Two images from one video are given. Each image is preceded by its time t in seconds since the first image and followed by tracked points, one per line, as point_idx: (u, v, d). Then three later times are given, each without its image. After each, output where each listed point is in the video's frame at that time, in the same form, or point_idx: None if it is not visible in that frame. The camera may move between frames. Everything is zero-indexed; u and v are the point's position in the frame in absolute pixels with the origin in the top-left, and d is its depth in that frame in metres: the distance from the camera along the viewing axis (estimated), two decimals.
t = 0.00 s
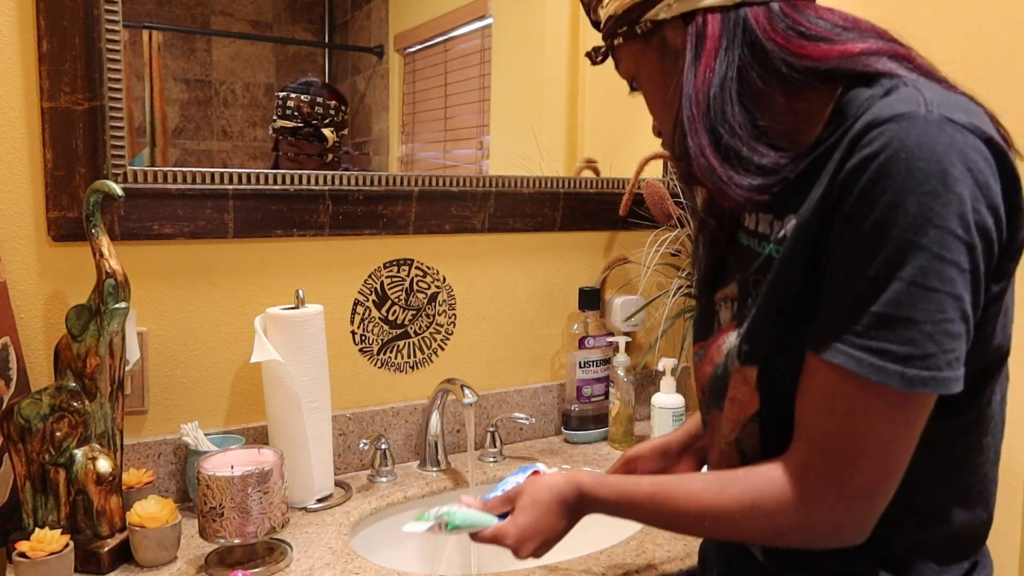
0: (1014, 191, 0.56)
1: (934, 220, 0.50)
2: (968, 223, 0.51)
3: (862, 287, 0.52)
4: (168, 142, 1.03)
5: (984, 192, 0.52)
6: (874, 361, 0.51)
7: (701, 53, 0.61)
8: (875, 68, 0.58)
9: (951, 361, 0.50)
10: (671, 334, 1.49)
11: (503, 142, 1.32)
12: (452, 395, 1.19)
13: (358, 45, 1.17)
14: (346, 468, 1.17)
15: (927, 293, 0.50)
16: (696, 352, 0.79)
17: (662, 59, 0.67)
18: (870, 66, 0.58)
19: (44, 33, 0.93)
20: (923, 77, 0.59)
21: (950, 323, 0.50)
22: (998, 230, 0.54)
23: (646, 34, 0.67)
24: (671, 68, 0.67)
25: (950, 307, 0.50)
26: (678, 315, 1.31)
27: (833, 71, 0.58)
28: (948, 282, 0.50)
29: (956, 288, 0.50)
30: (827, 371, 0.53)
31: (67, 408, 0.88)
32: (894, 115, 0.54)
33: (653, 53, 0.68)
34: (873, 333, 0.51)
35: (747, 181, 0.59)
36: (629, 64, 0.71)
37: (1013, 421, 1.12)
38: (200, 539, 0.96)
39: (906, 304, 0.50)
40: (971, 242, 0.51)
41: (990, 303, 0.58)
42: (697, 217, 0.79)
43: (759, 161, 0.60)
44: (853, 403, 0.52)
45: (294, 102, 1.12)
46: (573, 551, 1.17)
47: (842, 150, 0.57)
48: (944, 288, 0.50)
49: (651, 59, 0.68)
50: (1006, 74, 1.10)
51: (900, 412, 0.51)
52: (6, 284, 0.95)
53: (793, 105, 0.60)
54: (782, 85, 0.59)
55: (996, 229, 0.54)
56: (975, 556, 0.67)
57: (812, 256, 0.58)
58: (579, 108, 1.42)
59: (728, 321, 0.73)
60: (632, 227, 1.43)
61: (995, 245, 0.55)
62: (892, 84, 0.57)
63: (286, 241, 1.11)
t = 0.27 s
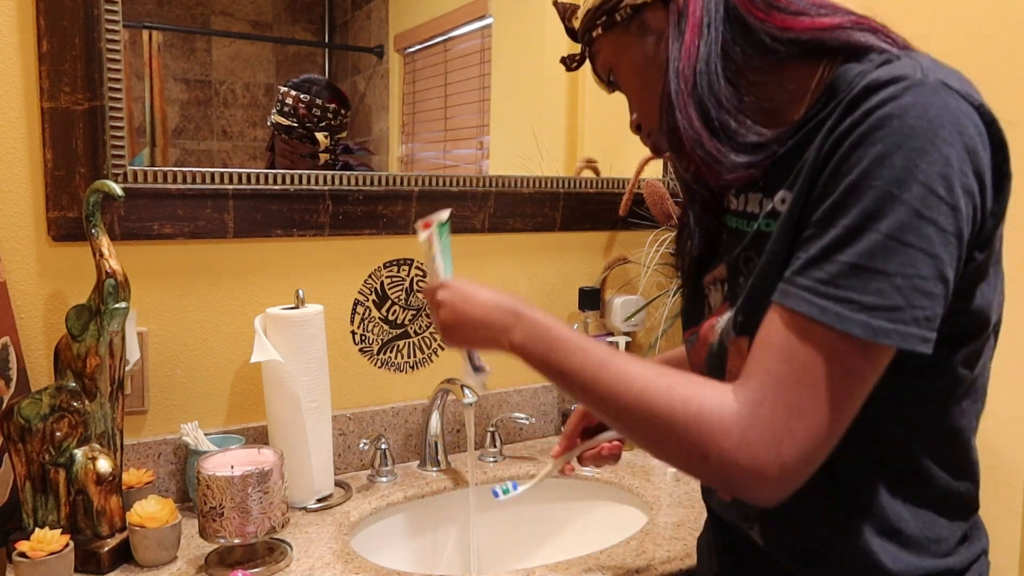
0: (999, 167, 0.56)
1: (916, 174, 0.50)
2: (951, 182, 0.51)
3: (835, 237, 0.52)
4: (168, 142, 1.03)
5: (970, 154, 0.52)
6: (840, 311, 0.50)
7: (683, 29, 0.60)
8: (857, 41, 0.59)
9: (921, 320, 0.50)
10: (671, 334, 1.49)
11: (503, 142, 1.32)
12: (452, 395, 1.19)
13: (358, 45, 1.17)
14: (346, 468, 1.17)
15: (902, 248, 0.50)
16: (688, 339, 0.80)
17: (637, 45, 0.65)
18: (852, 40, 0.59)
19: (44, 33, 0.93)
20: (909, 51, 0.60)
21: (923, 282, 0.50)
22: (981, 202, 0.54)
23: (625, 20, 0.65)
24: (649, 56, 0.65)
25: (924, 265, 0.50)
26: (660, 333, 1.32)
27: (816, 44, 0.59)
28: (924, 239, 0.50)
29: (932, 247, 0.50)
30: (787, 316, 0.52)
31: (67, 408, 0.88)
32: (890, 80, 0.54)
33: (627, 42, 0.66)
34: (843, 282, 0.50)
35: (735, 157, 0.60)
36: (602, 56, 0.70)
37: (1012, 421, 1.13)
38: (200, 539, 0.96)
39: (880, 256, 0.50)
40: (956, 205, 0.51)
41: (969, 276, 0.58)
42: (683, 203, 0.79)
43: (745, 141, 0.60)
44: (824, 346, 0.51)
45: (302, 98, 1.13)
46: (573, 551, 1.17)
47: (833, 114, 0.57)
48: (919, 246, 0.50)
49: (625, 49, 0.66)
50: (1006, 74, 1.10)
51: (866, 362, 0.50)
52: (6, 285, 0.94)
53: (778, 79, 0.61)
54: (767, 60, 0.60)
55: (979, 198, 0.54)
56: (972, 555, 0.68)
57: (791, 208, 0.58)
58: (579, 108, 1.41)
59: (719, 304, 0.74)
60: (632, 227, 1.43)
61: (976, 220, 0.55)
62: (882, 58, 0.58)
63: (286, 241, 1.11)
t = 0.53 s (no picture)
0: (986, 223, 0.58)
1: (903, 243, 0.52)
2: (939, 249, 0.53)
3: (829, 307, 0.54)
4: (168, 142, 1.03)
5: (956, 218, 0.54)
6: (840, 383, 0.53)
7: (653, 90, 0.62)
8: (826, 93, 0.61)
9: (917, 384, 0.52)
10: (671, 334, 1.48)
11: (504, 142, 1.32)
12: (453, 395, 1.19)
13: (358, 45, 1.17)
14: (346, 468, 1.17)
15: (894, 315, 0.52)
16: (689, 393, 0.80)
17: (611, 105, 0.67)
18: (817, 93, 0.61)
19: (44, 33, 0.93)
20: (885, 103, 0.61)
21: (916, 346, 0.52)
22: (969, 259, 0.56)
23: (599, 78, 0.67)
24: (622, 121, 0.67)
25: (917, 330, 0.52)
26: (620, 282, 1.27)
27: (784, 100, 0.61)
28: (914, 303, 0.52)
29: (923, 311, 0.52)
30: (790, 388, 0.55)
31: (67, 408, 0.88)
32: (874, 139, 0.56)
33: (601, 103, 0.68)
34: (840, 352, 0.53)
35: (710, 217, 0.62)
36: (583, 115, 0.72)
37: (1012, 420, 1.13)
38: (200, 540, 0.96)
39: (873, 323, 0.52)
40: (942, 266, 0.53)
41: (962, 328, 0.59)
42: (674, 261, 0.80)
43: (717, 206, 0.62)
44: (818, 411, 0.54)
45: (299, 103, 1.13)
46: (574, 550, 1.18)
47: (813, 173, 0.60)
48: (912, 312, 0.52)
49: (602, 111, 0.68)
50: (1006, 74, 1.10)
51: (866, 431, 0.53)
52: (6, 284, 0.94)
53: (750, 136, 0.62)
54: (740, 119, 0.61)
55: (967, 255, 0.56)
56: (973, 556, 0.69)
57: (784, 268, 0.60)
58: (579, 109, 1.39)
59: (715, 359, 0.74)
60: (632, 227, 1.42)
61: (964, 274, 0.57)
62: (855, 114, 0.60)
63: (286, 241, 1.11)
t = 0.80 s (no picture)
0: (982, 214, 0.57)
1: (881, 223, 0.52)
2: (917, 226, 0.52)
3: (802, 273, 0.54)
4: (168, 142, 1.03)
5: (944, 202, 0.53)
6: (800, 345, 0.52)
7: (661, 87, 0.60)
8: (830, 86, 0.60)
9: (876, 358, 0.52)
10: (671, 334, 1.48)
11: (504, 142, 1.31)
12: (453, 395, 1.18)
13: (358, 45, 1.17)
14: (346, 468, 1.17)
15: (862, 288, 0.52)
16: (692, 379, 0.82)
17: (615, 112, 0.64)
18: (825, 86, 0.59)
19: (44, 33, 0.93)
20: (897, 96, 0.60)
21: (881, 321, 0.52)
22: (958, 245, 0.55)
23: (604, 82, 0.63)
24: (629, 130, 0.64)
25: (881, 306, 0.52)
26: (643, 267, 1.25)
27: (791, 95, 0.59)
28: (884, 280, 0.52)
29: (893, 289, 0.52)
30: (753, 347, 0.55)
31: (67, 408, 0.88)
32: (881, 126, 0.55)
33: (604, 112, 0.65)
34: (804, 318, 0.53)
35: (721, 213, 0.61)
36: (584, 121, 0.69)
37: (1012, 419, 1.13)
38: (200, 540, 0.96)
39: (844, 299, 0.52)
40: (920, 247, 0.52)
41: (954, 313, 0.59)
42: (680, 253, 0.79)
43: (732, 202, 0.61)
44: (784, 381, 0.53)
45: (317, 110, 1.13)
46: (573, 550, 1.17)
47: (810, 157, 0.59)
48: (878, 287, 0.52)
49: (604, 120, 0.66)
50: (1006, 74, 1.10)
51: (824, 398, 0.53)
52: (6, 284, 0.94)
53: (759, 134, 0.61)
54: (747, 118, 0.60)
55: (956, 241, 0.55)
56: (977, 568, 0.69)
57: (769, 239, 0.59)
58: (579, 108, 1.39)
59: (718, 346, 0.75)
60: (632, 227, 1.43)
61: (953, 261, 0.56)
62: (858, 105, 0.59)
63: (286, 240, 1.11)
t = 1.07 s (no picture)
0: (951, 179, 0.56)
1: (825, 184, 0.54)
2: (861, 190, 0.53)
3: (756, 242, 0.57)
4: (168, 142, 1.03)
5: (894, 166, 0.54)
6: (750, 308, 0.55)
7: (654, 116, 0.64)
8: (803, 74, 0.61)
9: (826, 320, 0.53)
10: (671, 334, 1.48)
11: (504, 142, 1.32)
12: (452, 395, 1.19)
13: (358, 45, 1.17)
14: (346, 468, 1.17)
15: (807, 251, 0.54)
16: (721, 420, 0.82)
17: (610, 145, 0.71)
18: (802, 74, 0.61)
19: (44, 33, 0.93)
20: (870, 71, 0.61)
21: (826, 281, 0.53)
22: (920, 210, 0.55)
23: (602, 132, 0.71)
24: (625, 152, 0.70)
25: (827, 268, 0.53)
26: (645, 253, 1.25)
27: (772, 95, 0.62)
28: (830, 243, 0.53)
29: (839, 252, 0.53)
30: (719, 317, 0.57)
31: (67, 408, 0.88)
32: (829, 96, 0.57)
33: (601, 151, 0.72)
34: (756, 284, 0.55)
35: (717, 226, 0.64)
36: (591, 176, 0.76)
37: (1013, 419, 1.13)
38: (200, 539, 0.96)
39: (790, 259, 0.54)
40: (867, 210, 0.53)
41: (935, 282, 0.58)
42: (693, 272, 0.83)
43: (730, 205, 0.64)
44: (744, 346, 0.56)
45: (314, 129, 1.13)
46: (573, 550, 1.17)
47: (773, 132, 0.61)
48: (823, 250, 0.53)
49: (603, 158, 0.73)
50: (1006, 74, 1.10)
51: (785, 356, 0.55)
52: (6, 284, 0.94)
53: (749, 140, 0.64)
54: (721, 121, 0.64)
55: (916, 206, 0.55)
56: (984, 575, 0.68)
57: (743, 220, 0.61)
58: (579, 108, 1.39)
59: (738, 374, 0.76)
60: (632, 227, 1.43)
61: (919, 227, 0.56)
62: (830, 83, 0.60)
63: (286, 240, 1.11)
